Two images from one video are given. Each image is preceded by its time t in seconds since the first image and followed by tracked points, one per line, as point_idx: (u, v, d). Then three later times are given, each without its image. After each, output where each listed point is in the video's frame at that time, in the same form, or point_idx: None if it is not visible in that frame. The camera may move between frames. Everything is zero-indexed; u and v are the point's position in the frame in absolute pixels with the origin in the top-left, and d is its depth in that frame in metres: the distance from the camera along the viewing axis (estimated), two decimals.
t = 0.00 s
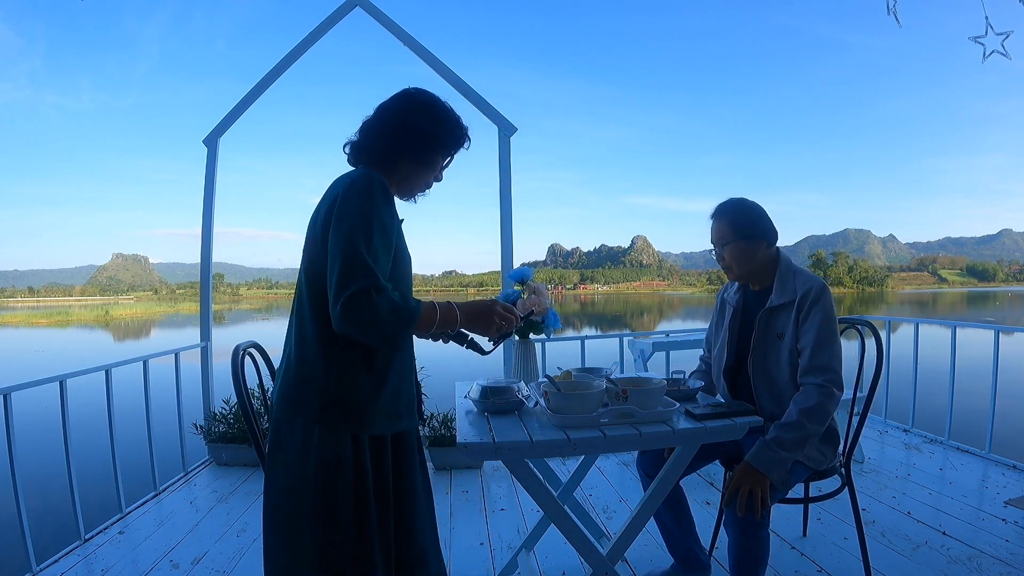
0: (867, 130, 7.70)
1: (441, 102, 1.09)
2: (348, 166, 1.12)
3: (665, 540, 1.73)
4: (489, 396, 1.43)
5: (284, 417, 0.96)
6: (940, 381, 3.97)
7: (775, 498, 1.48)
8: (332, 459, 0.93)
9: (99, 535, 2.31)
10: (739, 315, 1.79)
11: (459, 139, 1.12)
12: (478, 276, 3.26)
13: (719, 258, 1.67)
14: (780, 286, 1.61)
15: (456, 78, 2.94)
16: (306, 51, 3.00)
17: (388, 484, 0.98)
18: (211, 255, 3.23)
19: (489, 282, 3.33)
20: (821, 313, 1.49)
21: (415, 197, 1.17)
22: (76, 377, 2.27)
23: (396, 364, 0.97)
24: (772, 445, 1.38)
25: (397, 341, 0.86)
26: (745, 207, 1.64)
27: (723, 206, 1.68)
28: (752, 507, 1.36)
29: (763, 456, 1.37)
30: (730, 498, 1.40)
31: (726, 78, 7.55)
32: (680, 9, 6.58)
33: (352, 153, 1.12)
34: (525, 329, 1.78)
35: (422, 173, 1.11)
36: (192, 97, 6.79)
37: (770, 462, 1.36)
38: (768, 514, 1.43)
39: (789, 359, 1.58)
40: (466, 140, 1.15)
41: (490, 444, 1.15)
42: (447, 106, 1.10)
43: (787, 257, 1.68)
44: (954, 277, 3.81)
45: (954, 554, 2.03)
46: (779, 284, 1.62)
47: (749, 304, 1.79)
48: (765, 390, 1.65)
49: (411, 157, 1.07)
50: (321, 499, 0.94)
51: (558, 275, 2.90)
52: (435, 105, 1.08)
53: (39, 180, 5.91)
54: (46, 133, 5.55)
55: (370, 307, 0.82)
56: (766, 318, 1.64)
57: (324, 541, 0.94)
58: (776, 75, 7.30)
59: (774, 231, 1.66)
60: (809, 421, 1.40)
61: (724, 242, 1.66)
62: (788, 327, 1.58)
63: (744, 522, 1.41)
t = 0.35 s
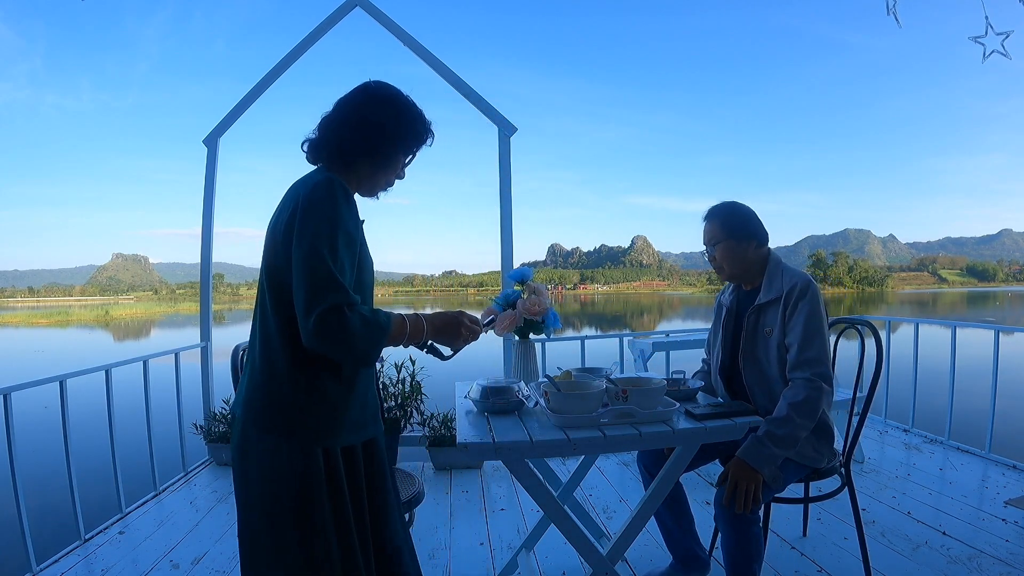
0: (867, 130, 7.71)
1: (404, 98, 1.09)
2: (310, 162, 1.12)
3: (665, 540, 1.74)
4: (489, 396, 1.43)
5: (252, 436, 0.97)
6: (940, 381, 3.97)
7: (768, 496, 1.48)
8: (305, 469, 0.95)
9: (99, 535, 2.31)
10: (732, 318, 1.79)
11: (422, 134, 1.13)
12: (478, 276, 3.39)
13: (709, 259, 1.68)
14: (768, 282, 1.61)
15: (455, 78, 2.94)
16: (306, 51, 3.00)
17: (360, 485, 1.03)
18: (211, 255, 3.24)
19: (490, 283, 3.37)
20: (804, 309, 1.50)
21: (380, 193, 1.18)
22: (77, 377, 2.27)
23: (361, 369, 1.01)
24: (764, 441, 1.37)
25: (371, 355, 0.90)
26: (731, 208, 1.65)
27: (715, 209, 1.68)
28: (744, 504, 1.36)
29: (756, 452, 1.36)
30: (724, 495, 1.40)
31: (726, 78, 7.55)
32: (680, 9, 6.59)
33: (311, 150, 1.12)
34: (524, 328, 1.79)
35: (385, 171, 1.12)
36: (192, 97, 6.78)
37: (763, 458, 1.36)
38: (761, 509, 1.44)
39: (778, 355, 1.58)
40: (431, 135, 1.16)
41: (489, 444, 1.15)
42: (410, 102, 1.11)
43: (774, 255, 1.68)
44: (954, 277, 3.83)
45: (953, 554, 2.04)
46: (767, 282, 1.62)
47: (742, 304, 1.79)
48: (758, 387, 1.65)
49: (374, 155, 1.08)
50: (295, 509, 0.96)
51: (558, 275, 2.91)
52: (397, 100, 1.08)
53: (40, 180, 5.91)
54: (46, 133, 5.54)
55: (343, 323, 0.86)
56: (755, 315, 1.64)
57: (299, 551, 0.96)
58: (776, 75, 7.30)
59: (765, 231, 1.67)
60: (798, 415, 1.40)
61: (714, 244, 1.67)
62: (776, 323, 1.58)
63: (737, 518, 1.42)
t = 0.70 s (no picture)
0: (867, 130, 7.71)
1: (369, 94, 1.09)
2: (276, 163, 1.13)
3: (665, 540, 1.74)
4: (490, 396, 1.43)
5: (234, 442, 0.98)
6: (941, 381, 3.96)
7: (769, 488, 1.49)
8: (291, 471, 0.98)
9: (99, 535, 2.31)
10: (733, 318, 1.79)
11: (386, 131, 1.12)
12: (478, 276, 3.39)
13: (713, 252, 1.71)
14: (771, 279, 1.62)
15: (455, 78, 2.94)
16: (306, 51, 3.00)
17: (341, 483, 1.06)
18: (211, 255, 3.25)
19: (490, 283, 3.38)
20: (805, 306, 1.50)
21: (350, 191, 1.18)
22: (77, 377, 2.27)
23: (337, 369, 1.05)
24: (766, 432, 1.34)
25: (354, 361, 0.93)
26: (735, 208, 1.68)
27: (721, 207, 1.71)
28: (747, 494, 1.35)
29: (756, 443, 1.33)
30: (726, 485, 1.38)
31: (726, 78, 7.55)
32: (680, 9, 6.60)
33: (275, 151, 1.12)
34: (524, 328, 1.79)
35: (351, 170, 1.11)
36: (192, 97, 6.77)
37: (764, 448, 1.33)
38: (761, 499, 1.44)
39: (780, 352, 1.58)
40: (397, 131, 1.16)
41: (489, 444, 1.15)
42: (374, 99, 1.10)
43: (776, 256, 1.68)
44: (954, 277, 3.83)
45: (953, 554, 2.04)
46: (769, 279, 1.63)
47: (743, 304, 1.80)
48: (759, 384, 1.65)
49: (337, 154, 1.08)
50: (283, 512, 0.98)
51: (558, 275, 2.93)
52: (361, 96, 1.08)
53: (41, 180, 5.92)
54: (46, 133, 5.54)
55: (329, 326, 0.89)
56: (757, 313, 1.65)
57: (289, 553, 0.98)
58: (777, 75, 7.29)
59: (770, 232, 1.68)
60: (799, 406, 1.39)
61: (719, 238, 1.69)
62: (778, 321, 1.59)
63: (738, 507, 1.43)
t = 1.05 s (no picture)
0: (867, 130, 7.70)
1: (344, 90, 1.09)
2: (253, 162, 1.13)
3: (665, 540, 1.73)
4: (490, 396, 1.43)
5: (227, 444, 0.98)
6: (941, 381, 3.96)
7: (774, 494, 1.48)
8: (286, 472, 0.98)
9: (99, 535, 2.31)
10: (741, 315, 1.79)
11: (362, 126, 1.11)
12: (478, 276, 3.38)
13: (725, 248, 1.71)
14: (781, 280, 1.62)
15: (455, 78, 2.94)
16: (306, 51, 3.01)
17: (333, 482, 1.07)
18: (211, 255, 3.25)
19: (490, 283, 3.40)
20: (814, 308, 1.50)
21: (331, 188, 1.18)
22: (76, 377, 2.27)
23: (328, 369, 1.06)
24: (769, 439, 1.37)
25: (350, 356, 0.94)
26: (749, 207, 1.67)
27: (732, 204, 1.71)
28: (754, 503, 1.35)
29: (761, 449, 1.36)
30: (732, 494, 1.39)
31: (726, 78, 7.55)
32: (680, 10, 6.60)
33: (252, 152, 1.12)
34: (524, 328, 1.79)
35: (328, 167, 1.11)
36: (192, 97, 6.76)
37: (768, 455, 1.36)
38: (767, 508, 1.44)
39: (787, 353, 1.58)
40: (373, 125, 1.15)
41: (489, 443, 1.15)
42: (351, 93, 1.10)
43: (788, 256, 1.68)
44: (954, 277, 3.83)
45: (953, 554, 2.03)
46: (779, 280, 1.63)
47: (751, 303, 1.80)
48: (764, 384, 1.66)
49: (316, 151, 1.08)
50: (278, 514, 0.98)
51: (558, 275, 2.95)
52: (336, 92, 1.08)
53: (41, 180, 5.91)
54: (46, 133, 5.54)
55: (323, 323, 0.90)
56: (766, 313, 1.65)
57: (286, 554, 0.98)
58: (777, 75, 7.29)
59: (782, 233, 1.68)
60: (804, 412, 1.40)
61: (732, 235, 1.69)
62: (786, 322, 1.59)
63: (742, 516, 1.42)
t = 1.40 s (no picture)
0: (866, 130, 7.70)
1: (332, 86, 1.09)
2: (247, 162, 1.13)
3: (665, 541, 1.73)
4: (491, 396, 1.43)
5: (225, 446, 0.98)
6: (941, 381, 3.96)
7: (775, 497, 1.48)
8: (284, 471, 0.98)
9: (99, 535, 2.31)
10: (743, 316, 1.80)
11: (352, 122, 1.10)
12: (478, 276, 3.38)
13: (726, 259, 1.68)
14: (786, 285, 1.62)
15: (456, 78, 2.94)
16: (306, 51, 3.01)
17: (331, 481, 1.07)
18: (211, 255, 3.24)
19: (490, 282, 3.40)
20: (821, 314, 1.50)
21: (324, 187, 1.18)
22: (77, 377, 2.27)
23: (325, 367, 1.06)
24: (772, 444, 1.37)
25: (353, 350, 0.95)
26: (749, 210, 1.65)
27: (729, 208, 1.69)
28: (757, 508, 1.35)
29: (764, 455, 1.36)
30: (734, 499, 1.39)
31: (726, 78, 7.55)
32: (680, 10, 6.60)
33: (245, 153, 1.12)
34: (524, 328, 1.79)
35: (320, 165, 1.11)
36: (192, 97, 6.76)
37: (771, 460, 1.36)
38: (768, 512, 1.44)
39: (792, 359, 1.58)
40: (364, 120, 1.15)
41: (490, 444, 1.15)
42: (340, 90, 1.10)
43: (791, 258, 1.68)
44: (954, 277, 3.82)
45: (953, 554, 2.03)
46: (785, 284, 1.62)
47: (753, 305, 1.80)
48: (767, 389, 1.66)
49: (308, 150, 1.08)
50: (278, 514, 0.98)
51: (558, 275, 2.94)
52: (325, 88, 1.08)
53: (41, 180, 5.91)
54: (46, 133, 5.55)
55: (329, 314, 0.91)
56: (770, 317, 1.65)
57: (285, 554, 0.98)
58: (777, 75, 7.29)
59: (782, 234, 1.67)
60: (809, 419, 1.40)
61: (732, 246, 1.66)
62: (792, 326, 1.59)
63: (744, 520, 1.42)
